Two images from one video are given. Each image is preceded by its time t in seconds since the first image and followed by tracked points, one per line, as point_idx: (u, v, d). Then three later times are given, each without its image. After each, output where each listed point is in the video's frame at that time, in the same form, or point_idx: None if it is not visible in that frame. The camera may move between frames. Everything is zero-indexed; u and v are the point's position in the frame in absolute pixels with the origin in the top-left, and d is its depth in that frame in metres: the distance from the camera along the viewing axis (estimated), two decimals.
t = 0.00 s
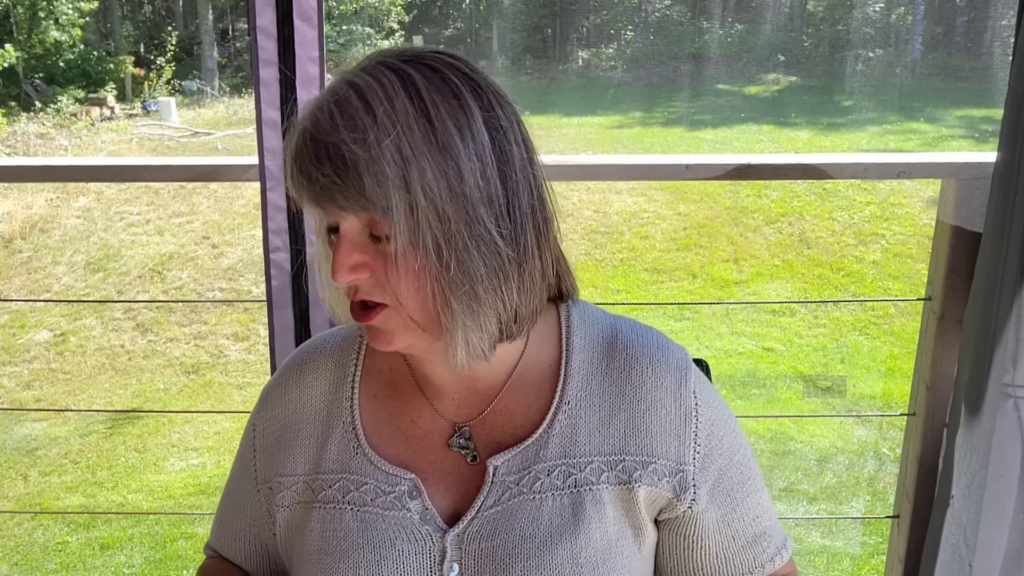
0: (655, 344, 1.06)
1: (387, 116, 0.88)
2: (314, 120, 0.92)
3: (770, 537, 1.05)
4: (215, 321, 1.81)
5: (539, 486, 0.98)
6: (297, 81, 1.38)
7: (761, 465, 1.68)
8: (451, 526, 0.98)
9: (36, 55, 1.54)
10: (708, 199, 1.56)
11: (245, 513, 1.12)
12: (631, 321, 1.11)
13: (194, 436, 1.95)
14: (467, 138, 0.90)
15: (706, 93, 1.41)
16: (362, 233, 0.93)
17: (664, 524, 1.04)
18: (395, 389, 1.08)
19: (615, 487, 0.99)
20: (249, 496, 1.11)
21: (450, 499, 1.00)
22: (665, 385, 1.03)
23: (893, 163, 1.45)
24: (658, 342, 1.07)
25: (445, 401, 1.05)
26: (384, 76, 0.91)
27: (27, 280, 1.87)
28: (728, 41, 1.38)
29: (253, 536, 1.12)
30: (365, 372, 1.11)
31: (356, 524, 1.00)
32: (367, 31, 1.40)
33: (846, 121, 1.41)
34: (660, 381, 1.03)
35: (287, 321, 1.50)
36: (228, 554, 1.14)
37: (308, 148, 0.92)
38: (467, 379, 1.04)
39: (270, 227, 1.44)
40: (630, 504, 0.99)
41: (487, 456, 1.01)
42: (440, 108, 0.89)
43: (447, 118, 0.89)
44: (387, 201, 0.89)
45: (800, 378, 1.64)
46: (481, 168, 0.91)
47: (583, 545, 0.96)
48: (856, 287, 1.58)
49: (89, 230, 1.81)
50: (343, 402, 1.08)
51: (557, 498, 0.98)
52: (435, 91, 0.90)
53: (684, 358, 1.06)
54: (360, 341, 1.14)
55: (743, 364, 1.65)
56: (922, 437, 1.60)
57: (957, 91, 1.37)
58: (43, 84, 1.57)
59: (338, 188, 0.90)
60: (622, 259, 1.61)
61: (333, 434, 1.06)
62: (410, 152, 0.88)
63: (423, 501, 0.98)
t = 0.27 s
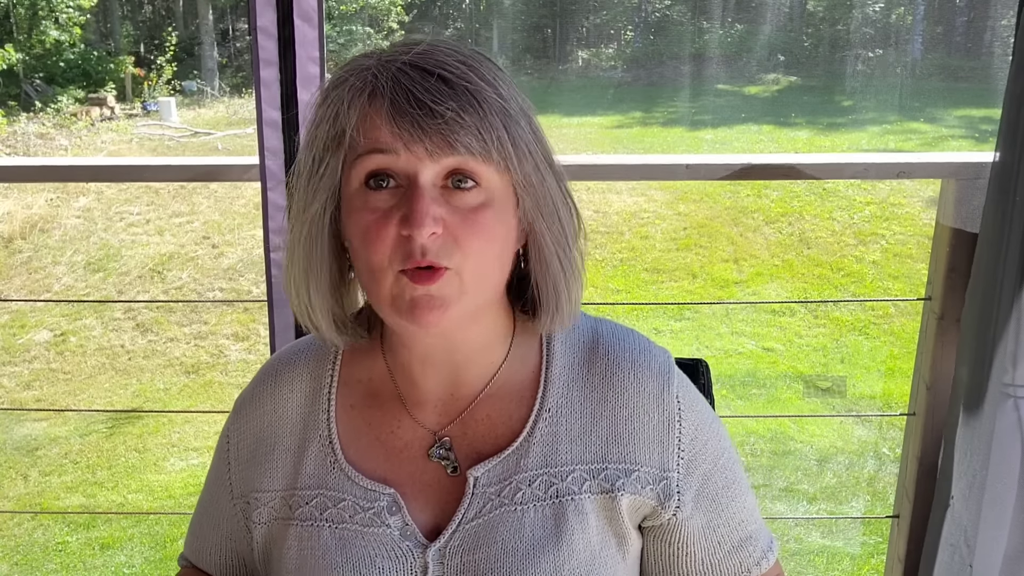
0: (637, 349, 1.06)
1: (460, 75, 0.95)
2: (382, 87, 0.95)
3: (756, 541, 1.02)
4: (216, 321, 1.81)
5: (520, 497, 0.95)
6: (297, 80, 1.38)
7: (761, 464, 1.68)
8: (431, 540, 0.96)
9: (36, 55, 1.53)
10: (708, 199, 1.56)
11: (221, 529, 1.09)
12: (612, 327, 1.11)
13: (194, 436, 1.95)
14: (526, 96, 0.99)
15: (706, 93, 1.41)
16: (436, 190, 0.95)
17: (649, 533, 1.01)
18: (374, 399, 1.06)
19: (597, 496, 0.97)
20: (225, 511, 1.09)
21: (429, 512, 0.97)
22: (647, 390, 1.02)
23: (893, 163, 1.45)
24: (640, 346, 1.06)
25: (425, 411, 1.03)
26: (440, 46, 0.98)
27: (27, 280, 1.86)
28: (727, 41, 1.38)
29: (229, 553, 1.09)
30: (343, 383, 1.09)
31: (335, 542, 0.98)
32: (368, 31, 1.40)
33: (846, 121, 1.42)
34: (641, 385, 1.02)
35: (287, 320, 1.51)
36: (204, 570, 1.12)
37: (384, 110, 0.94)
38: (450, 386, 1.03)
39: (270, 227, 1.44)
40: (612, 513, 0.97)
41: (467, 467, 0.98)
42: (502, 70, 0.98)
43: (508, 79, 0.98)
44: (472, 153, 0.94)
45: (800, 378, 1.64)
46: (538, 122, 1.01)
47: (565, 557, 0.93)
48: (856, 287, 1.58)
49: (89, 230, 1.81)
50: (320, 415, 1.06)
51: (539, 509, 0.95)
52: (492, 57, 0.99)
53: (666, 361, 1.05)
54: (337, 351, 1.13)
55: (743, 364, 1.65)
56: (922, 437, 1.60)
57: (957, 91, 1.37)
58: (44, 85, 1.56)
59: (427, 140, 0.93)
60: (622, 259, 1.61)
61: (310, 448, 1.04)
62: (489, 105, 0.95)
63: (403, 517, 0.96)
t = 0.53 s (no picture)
0: (650, 354, 1.06)
1: (465, 80, 0.94)
2: (387, 97, 0.95)
3: (766, 547, 1.04)
4: (216, 321, 1.81)
5: (534, 506, 0.96)
6: (297, 81, 1.38)
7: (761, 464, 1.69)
8: (445, 548, 0.97)
9: (37, 55, 1.52)
10: (708, 199, 1.54)
11: (229, 533, 1.09)
12: (624, 331, 1.12)
13: (194, 436, 1.95)
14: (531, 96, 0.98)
15: (706, 93, 1.41)
16: (445, 198, 0.95)
17: (660, 539, 1.03)
18: (384, 404, 1.07)
19: (611, 504, 0.98)
20: (233, 516, 1.09)
21: (442, 519, 0.98)
22: (659, 398, 1.02)
23: (893, 163, 1.45)
24: (652, 353, 1.07)
25: (437, 416, 1.04)
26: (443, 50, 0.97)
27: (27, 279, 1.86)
28: (727, 41, 1.38)
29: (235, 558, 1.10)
30: (352, 386, 1.10)
31: (346, 550, 0.98)
32: (368, 32, 1.40)
33: (846, 121, 1.42)
34: (654, 393, 1.02)
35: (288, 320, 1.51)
36: (209, 572, 1.12)
37: (391, 119, 0.94)
38: (461, 392, 1.05)
39: (272, 227, 1.45)
40: (626, 522, 0.98)
41: (480, 474, 0.99)
42: (506, 71, 0.97)
43: (512, 80, 0.97)
44: (479, 161, 0.93)
45: (800, 377, 1.64)
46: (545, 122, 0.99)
47: (580, 566, 0.94)
48: (856, 287, 1.57)
49: (89, 230, 1.81)
50: (329, 420, 1.06)
51: (554, 518, 0.96)
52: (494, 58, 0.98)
53: (679, 369, 1.06)
54: (344, 353, 1.14)
55: (743, 363, 1.65)
56: (921, 436, 1.61)
57: (956, 91, 1.38)
58: (44, 84, 1.54)
59: (434, 150, 0.93)
60: (623, 259, 1.60)
61: (319, 454, 1.04)
62: (496, 110, 0.94)
63: (415, 524, 0.96)
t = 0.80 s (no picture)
0: (666, 359, 1.08)
1: (485, 90, 0.94)
2: (407, 107, 0.95)
3: (780, 565, 1.04)
4: (216, 321, 1.81)
5: (548, 512, 0.97)
6: (298, 80, 1.38)
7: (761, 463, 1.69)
8: (458, 555, 0.97)
9: (37, 55, 1.52)
10: (708, 199, 1.54)
11: (234, 533, 1.09)
12: (640, 335, 1.13)
13: (194, 436, 1.95)
14: (551, 102, 0.97)
15: (706, 93, 1.41)
16: (463, 209, 0.95)
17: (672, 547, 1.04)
18: (399, 408, 1.08)
19: (624, 511, 0.99)
20: (240, 516, 1.08)
21: (456, 525, 0.99)
22: (675, 405, 1.04)
23: (892, 162, 1.45)
24: (668, 359, 1.08)
25: (454, 421, 1.05)
26: (463, 57, 0.96)
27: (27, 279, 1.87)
28: (727, 41, 1.38)
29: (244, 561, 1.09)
30: (365, 389, 1.10)
31: (359, 554, 0.98)
32: (367, 32, 1.39)
33: (846, 121, 1.42)
34: (670, 400, 1.04)
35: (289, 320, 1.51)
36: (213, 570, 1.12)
37: (411, 130, 0.94)
38: (478, 397, 1.05)
39: (274, 226, 1.45)
40: (638, 528, 0.99)
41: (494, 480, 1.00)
42: (526, 78, 0.96)
43: (532, 87, 0.96)
44: (499, 173, 0.94)
45: (800, 376, 1.64)
46: (565, 128, 0.99)
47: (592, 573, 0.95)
48: (856, 287, 1.57)
49: (89, 230, 1.81)
50: (342, 423, 1.06)
51: (567, 524, 0.97)
52: (513, 64, 0.96)
53: (694, 375, 1.07)
54: (359, 353, 1.13)
55: (743, 363, 1.66)
56: (921, 436, 1.61)
57: (956, 91, 1.38)
58: (44, 84, 1.55)
59: (453, 162, 0.93)
60: (623, 260, 1.60)
61: (332, 457, 1.04)
62: (515, 121, 0.94)
63: (429, 531, 0.97)
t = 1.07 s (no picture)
0: (659, 360, 1.07)
1: (492, 109, 0.92)
2: (411, 122, 0.93)
3: None
4: (216, 321, 1.81)
5: (530, 515, 0.97)
6: (300, 80, 1.38)
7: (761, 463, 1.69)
8: (446, 556, 0.97)
9: (37, 56, 1.53)
10: (707, 199, 1.54)
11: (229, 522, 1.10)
12: (639, 335, 1.12)
13: (194, 436, 1.95)
14: (557, 120, 0.96)
15: (706, 93, 1.41)
16: (459, 225, 0.95)
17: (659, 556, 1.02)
18: (398, 407, 1.08)
19: (605, 514, 0.99)
20: (236, 505, 1.10)
21: (447, 527, 0.99)
22: (663, 405, 1.02)
23: (893, 163, 1.45)
24: (662, 360, 1.07)
25: (449, 423, 1.05)
26: (466, 69, 0.94)
27: (28, 280, 1.87)
28: (727, 41, 1.38)
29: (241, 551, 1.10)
30: (365, 387, 1.11)
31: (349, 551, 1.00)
32: (367, 32, 1.39)
33: (846, 121, 1.42)
34: (658, 402, 1.03)
35: (290, 319, 1.51)
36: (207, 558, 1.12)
37: (414, 146, 0.93)
38: (476, 399, 1.05)
39: (275, 225, 1.45)
40: (619, 532, 0.99)
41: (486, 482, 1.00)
42: (532, 97, 0.94)
43: (538, 106, 0.94)
44: (499, 193, 0.93)
45: (800, 377, 1.64)
46: (571, 146, 0.98)
47: None
48: (856, 287, 1.57)
49: (89, 230, 1.81)
50: (340, 420, 1.07)
51: (549, 528, 0.97)
52: (521, 80, 0.94)
53: (688, 376, 1.06)
54: (361, 352, 1.14)
55: (743, 363, 1.66)
56: (921, 436, 1.61)
57: (955, 91, 1.37)
58: (44, 85, 1.57)
59: (456, 182, 0.93)
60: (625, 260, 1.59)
61: (328, 453, 1.05)
62: (520, 144, 0.93)
63: (419, 530, 0.97)
